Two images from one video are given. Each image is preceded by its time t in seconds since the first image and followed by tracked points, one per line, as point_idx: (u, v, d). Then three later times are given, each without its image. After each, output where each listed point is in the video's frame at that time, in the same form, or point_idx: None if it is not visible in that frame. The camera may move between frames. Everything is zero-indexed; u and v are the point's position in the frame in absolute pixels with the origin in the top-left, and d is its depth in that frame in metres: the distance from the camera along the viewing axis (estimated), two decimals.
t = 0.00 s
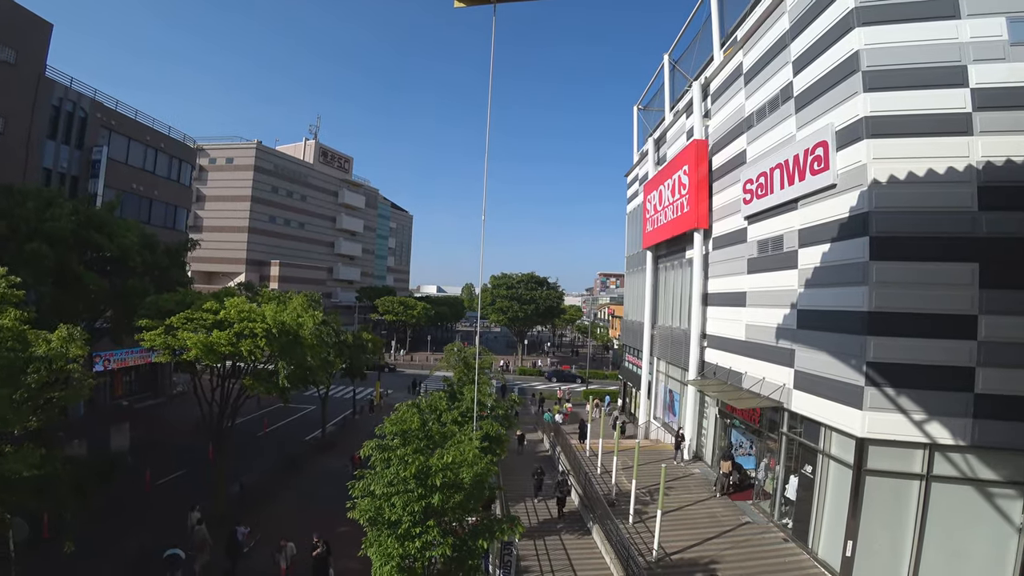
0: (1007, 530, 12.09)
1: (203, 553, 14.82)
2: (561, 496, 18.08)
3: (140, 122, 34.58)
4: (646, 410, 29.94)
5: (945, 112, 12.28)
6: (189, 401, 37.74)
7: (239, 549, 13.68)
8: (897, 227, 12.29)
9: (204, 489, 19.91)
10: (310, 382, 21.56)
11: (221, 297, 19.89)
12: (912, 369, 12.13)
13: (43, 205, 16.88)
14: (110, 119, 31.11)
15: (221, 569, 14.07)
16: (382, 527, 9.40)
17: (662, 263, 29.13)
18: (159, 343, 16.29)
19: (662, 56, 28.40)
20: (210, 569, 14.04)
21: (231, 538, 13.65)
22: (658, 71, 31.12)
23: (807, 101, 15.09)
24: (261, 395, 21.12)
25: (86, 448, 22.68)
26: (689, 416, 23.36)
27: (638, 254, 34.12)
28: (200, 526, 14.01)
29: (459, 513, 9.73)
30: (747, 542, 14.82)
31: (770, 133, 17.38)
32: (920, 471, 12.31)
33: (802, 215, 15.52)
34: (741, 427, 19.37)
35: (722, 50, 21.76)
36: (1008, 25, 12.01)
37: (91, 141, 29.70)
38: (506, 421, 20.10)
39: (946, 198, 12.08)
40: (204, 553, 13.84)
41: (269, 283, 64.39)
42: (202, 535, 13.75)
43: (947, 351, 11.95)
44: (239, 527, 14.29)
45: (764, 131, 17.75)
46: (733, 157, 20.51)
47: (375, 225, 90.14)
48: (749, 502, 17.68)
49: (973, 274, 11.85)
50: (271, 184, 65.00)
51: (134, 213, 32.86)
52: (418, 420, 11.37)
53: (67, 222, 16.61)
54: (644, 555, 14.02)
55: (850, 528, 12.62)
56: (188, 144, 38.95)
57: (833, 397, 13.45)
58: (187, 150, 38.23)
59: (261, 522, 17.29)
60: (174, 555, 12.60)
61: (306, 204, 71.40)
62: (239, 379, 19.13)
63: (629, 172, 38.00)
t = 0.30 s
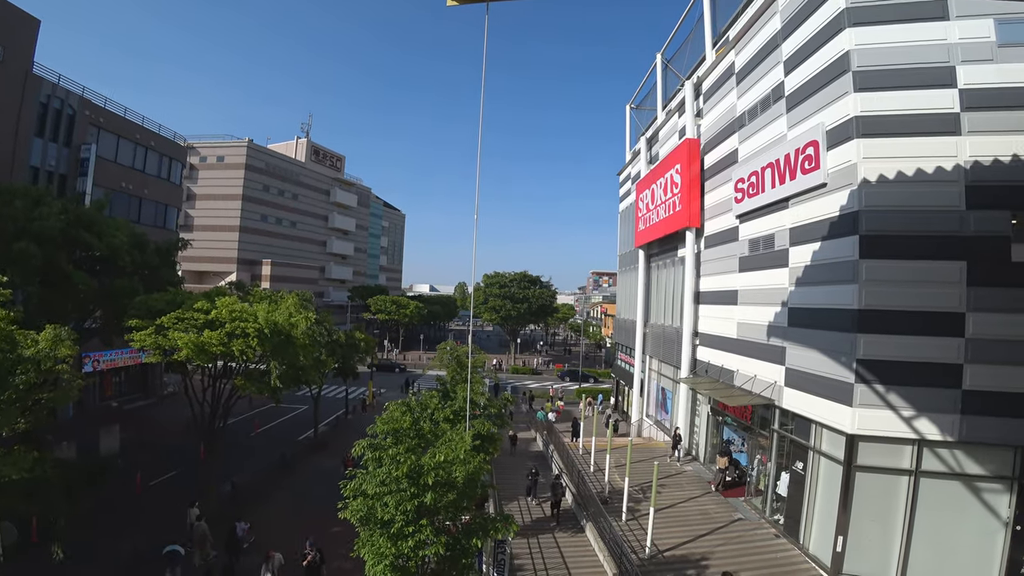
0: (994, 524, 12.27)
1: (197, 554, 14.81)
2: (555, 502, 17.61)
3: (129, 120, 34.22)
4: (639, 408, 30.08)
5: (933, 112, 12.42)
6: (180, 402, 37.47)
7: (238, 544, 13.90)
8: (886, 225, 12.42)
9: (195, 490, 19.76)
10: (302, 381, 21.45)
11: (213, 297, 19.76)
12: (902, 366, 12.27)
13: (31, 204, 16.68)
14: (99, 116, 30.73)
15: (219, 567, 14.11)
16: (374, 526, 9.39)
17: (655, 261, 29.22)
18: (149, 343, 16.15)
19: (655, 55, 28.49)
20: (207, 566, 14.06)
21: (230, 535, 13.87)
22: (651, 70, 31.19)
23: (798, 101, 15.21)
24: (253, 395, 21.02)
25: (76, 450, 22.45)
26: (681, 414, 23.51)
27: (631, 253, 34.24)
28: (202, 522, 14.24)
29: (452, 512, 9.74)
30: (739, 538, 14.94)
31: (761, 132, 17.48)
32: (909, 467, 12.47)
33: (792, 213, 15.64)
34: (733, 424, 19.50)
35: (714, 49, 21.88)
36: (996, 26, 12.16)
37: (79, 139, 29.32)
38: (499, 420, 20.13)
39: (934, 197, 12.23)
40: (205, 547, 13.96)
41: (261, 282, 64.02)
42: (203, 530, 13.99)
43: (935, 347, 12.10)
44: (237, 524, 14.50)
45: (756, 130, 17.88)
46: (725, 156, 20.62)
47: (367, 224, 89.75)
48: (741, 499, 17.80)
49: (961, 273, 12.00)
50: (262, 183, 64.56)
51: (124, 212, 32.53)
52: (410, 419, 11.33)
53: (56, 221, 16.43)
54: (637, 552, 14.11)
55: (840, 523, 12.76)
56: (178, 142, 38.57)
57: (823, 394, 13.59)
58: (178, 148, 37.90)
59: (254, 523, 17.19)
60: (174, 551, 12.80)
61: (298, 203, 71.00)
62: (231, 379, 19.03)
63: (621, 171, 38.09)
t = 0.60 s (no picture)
0: (976, 525, 12.46)
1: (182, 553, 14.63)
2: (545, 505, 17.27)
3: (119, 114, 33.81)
4: (628, 409, 30.21)
5: (921, 119, 12.61)
6: (168, 400, 37.08)
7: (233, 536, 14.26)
8: (874, 231, 12.59)
9: (182, 489, 19.55)
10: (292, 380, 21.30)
11: (202, 294, 19.59)
12: (888, 370, 12.44)
13: (17, 198, 16.45)
14: (88, 110, 30.33)
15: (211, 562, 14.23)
16: (362, 526, 9.35)
17: (645, 263, 29.36)
18: (136, 341, 15.97)
19: (648, 58, 28.65)
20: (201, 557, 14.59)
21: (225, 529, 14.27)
22: (644, 73, 31.35)
23: (789, 106, 15.37)
24: (242, 394, 20.85)
25: (61, 448, 22.15)
26: (670, 415, 23.63)
27: (622, 255, 34.38)
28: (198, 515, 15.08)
29: (440, 513, 9.71)
30: (726, 539, 15.06)
31: (753, 137, 17.63)
32: (894, 469, 12.63)
33: (782, 217, 15.79)
34: (722, 426, 19.64)
35: (707, 54, 22.06)
36: (983, 36, 12.36)
37: (67, 133, 28.90)
38: (489, 420, 20.13)
39: (921, 203, 12.42)
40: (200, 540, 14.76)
41: (251, 280, 63.52)
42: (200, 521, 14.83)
43: (921, 351, 12.28)
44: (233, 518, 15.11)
45: (747, 134, 18.04)
46: (716, 160, 20.78)
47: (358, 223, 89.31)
48: (729, 500, 17.93)
49: (946, 278, 12.18)
50: (253, 180, 64.04)
51: (113, 207, 32.13)
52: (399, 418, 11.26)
53: (43, 215, 16.19)
54: (625, 552, 14.18)
55: (827, 525, 12.90)
56: (168, 137, 38.19)
57: (811, 397, 13.75)
58: (168, 144, 37.53)
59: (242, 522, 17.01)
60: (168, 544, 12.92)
61: (289, 200, 70.51)
62: (220, 378, 18.79)
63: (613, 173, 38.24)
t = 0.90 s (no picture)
0: (963, 523, 12.65)
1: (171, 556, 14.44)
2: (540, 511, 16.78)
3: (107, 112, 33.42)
4: (619, 409, 30.32)
5: (909, 122, 12.78)
6: (156, 401, 36.68)
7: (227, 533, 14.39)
8: (862, 232, 12.75)
9: (170, 491, 19.35)
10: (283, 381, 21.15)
11: (192, 294, 19.42)
12: (876, 370, 12.60)
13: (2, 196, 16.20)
14: (75, 107, 29.95)
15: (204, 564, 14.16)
16: (353, 527, 9.31)
17: (637, 264, 29.49)
18: (125, 341, 15.78)
19: (640, 60, 28.79)
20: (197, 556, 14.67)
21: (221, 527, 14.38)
22: (636, 75, 31.49)
23: (779, 108, 15.52)
24: (231, 395, 20.65)
25: (47, 450, 21.86)
26: (661, 416, 23.74)
27: (613, 256, 34.49)
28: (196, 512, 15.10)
29: (432, 513, 9.69)
30: (717, 539, 15.16)
31: (743, 139, 17.78)
32: (882, 469, 12.79)
33: (772, 219, 15.93)
34: (712, 427, 19.77)
35: (698, 56, 22.23)
36: (970, 41, 12.57)
37: (54, 130, 28.53)
38: (481, 421, 20.11)
39: (908, 205, 12.59)
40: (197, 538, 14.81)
41: (241, 280, 63.03)
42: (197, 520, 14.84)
43: (908, 352, 12.45)
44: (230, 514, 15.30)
45: (738, 136, 18.18)
46: (707, 162, 20.91)
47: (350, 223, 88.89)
48: (720, 500, 18.04)
49: (933, 279, 12.36)
50: (243, 179, 63.48)
51: (101, 206, 31.75)
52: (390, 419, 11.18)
53: (29, 213, 15.96)
54: (616, 553, 14.23)
55: (816, 524, 13.03)
56: (158, 135, 37.81)
57: (800, 397, 13.89)
58: (157, 141, 37.18)
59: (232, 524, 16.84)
60: (167, 541, 13.11)
61: (280, 200, 70.02)
62: (209, 378, 18.67)
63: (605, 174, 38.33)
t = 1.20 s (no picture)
0: (958, 518, 12.73)
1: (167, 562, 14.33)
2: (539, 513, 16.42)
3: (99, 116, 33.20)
4: (616, 410, 30.35)
5: (900, 121, 12.88)
6: (151, 406, 36.43)
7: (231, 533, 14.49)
8: (856, 231, 12.82)
9: (166, 497, 19.21)
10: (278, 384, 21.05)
11: (185, 298, 19.29)
12: (871, 367, 12.67)
13: None
14: (67, 111, 29.76)
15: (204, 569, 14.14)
16: (351, 530, 9.28)
17: (632, 264, 29.52)
18: (118, 346, 15.66)
19: (633, 61, 28.85)
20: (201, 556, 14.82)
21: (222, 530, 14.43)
22: (629, 75, 31.56)
23: (771, 108, 15.60)
24: (226, 400, 20.55)
25: (40, 457, 21.66)
26: (658, 416, 23.76)
27: (608, 256, 34.55)
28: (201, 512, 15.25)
29: (430, 516, 9.65)
30: (714, 538, 15.19)
31: (736, 138, 17.85)
32: (878, 465, 12.86)
33: (766, 218, 16.00)
34: (709, 425, 19.82)
35: (691, 56, 22.31)
36: (959, 40, 12.68)
37: (45, 134, 28.32)
38: (477, 423, 20.08)
39: (900, 203, 12.67)
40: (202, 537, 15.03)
41: (235, 284, 62.84)
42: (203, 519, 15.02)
43: (902, 349, 12.53)
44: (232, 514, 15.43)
45: (731, 136, 18.25)
46: (701, 162, 20.98)
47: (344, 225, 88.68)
48: (717, 499, 18.08)
49: (926, 276, 12.45)
50: (236, 183, 63.22)
51: (93, 211, 31.53)
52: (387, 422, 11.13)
53: (21, 219, 15.81)
54: (615, 553, 14.22)
55: (813, 521, 13.08)
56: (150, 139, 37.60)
57: (796, 395, 13.95)
58: (149, 145, 36.97)
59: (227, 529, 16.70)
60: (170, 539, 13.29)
61: (273, 203, 69.73)
62: (204, 383, 18.56)
63: (599, 175, 38.36)
